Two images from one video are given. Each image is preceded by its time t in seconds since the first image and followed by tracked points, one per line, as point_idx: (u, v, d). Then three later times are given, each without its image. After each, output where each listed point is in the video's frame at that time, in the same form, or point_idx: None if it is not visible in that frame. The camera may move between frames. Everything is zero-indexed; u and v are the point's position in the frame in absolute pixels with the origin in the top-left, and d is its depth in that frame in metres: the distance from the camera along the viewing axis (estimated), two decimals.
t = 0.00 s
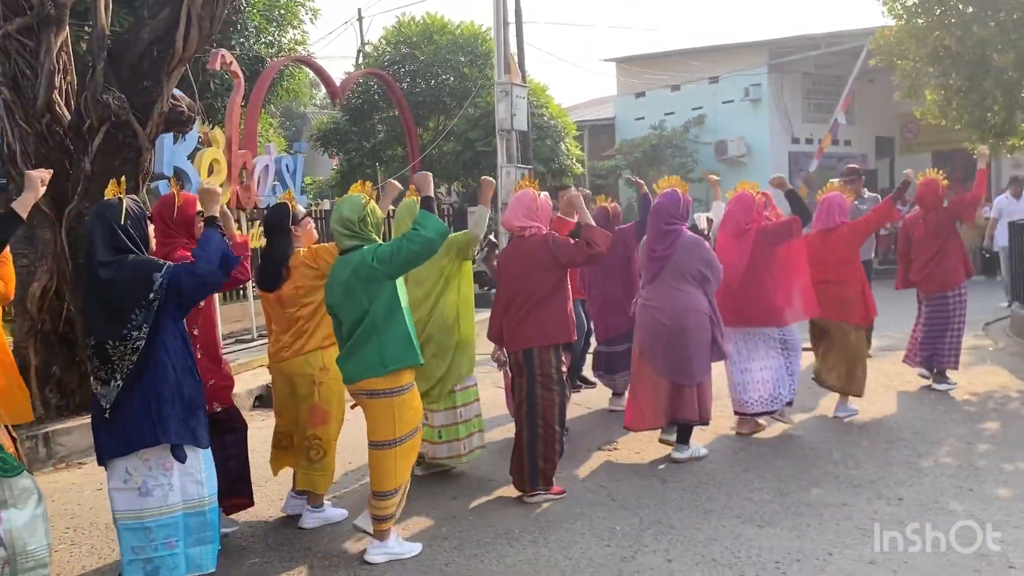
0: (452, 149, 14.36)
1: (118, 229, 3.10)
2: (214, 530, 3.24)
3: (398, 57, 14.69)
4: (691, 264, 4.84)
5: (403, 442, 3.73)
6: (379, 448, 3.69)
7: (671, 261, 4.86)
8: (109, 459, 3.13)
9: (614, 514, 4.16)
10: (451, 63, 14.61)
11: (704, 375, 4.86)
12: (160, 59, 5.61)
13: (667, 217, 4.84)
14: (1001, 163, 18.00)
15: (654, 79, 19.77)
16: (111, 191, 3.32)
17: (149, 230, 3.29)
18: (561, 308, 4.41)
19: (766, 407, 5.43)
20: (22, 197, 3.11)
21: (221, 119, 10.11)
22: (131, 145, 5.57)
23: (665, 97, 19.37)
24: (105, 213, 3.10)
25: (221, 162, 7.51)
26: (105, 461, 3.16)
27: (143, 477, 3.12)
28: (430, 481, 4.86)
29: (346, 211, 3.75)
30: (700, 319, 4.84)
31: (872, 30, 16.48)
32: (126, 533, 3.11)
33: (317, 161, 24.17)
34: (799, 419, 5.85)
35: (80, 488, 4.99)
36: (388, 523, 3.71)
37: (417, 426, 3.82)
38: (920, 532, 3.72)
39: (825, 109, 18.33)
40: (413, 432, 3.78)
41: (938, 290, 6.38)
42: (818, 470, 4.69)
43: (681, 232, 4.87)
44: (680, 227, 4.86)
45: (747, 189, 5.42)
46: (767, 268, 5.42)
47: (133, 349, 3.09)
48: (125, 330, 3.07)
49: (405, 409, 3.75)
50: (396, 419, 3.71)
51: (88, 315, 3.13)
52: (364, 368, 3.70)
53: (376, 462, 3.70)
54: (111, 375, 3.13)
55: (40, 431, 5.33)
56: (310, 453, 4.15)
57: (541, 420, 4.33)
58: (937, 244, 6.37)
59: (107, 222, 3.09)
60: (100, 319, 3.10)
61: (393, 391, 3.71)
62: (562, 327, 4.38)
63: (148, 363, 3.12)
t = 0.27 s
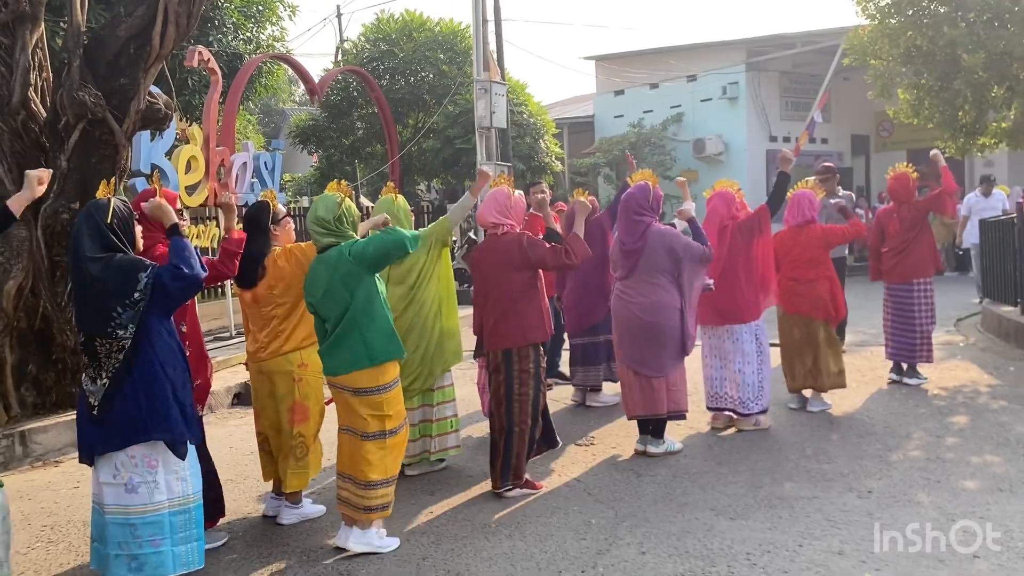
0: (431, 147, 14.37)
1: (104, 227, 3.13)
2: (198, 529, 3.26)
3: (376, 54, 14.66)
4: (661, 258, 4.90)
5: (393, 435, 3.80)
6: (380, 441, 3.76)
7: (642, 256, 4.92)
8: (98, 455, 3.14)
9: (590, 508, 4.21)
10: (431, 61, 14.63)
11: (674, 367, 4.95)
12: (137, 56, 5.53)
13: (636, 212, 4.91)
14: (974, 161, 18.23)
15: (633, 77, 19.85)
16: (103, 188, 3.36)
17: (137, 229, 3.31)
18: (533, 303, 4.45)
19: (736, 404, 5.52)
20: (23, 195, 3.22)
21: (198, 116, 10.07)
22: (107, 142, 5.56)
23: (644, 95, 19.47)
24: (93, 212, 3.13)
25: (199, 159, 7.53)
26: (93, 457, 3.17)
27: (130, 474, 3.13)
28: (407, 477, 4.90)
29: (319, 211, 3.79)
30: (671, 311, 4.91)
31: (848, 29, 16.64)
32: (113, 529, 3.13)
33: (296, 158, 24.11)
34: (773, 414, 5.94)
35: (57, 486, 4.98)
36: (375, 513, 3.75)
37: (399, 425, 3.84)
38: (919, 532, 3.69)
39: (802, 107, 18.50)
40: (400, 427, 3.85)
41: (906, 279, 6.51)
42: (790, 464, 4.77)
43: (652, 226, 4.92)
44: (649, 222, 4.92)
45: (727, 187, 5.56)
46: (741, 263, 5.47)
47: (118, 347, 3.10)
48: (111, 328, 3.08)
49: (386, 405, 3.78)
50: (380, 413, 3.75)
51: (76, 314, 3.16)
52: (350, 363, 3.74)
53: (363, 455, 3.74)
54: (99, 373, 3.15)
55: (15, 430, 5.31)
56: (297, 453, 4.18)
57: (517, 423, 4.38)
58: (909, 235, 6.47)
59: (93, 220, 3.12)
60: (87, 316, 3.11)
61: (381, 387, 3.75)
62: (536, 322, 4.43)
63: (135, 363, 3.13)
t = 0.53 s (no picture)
0: (415, 143, 14.35)
1: (97, 220, 3.15)
2: (200, 515, 3.26)
3: (359, 50, 14.62)
4: (641, 256, 4.94)
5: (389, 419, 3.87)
6: (386, 421, 3.88)
7: (623, 253, 4.97)
8: (98, 444, 3.14)
9: (575, 501, 4.25)
10: (414, 57, 14.62)
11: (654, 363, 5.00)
12: (119, 51, 5.50)
13: (619, 210, 4.95)
14: (953, 157, 18.43)
15: (616, 73, 19.89)
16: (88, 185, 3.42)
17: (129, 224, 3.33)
18: (514, 298, 4.50)
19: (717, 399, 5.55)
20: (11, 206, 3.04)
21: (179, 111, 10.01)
22: (89, 138, 5.52)
23: (627, 91, 19.51)
24: (86, 203, 3.13)
25: (181, 155, 7.52)
26: (92, 448, 3.16)
27: (132, 463, 3.14)
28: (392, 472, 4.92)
29: (314, 205, 3.79)
30: (652, 309, 4.95)
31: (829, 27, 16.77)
32: (117, 515, 3.13)
33: (280, 153, 24.02)
34: (755, 408, 6.00)
35: (40, 483, 4.96)
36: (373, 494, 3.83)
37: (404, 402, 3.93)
38: (919, 534, 3.62)
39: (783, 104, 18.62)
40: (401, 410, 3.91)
41: (881, 279, 6.59)
42: (772, 456, 4.83)
43: (633, 224, 4.96)
44: (631, 219, 4.96)
45: (715, 182, 5.50)
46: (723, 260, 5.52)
47: (109, 337, 3.11)
48: (102, 318, 3.09)
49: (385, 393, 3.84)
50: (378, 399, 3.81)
51: (67, 306, 3.16)
52: (331, 355, 3.79)
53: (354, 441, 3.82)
54: (90, 365, 3.14)
55: None
56: (289, 445, 4.16)
57: (521, 411, 4.46)
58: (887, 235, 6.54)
59: (87, 212, 3.12)
60: (78, 309, 3.12)
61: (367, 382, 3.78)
62: (514, 320, 4.48)
63: (127, 351, 3.14)
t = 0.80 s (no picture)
0: (401, 139, 14.35)
1: (100, 215, 3.15)
2: (199, 514, 3.29)
3: (345, 46, 14.60)
4: (634, 248, 4.98)
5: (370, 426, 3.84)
6: (347, 427, 3.80)
7: (615, 245, 5.01)
8: (103, 442, 3.16)
9: (565, 495, 4.29)
10: (400, 53, 14.62)
11: (645, 355, 5.02)
12: (107, 47, 5.48)
13: (612, 203, 4.98)
14: (936, 154, 18.60)
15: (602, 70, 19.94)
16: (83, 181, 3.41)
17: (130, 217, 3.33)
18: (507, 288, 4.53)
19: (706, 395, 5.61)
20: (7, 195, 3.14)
21: (165, 106, 9.98)
22: (77, 134, 5.50)
23: (613, 88, 19.56)
24: (87, 200, 3.13)
25: (168, 150, 7.59)
26: (97, 445, 3.18)
27: (136, 462, 3.13)
28: (384, 467, 4.95)
29: (307, 202, 3.81)
30: (643, 301, 4.99)
31: (813, 24, 16.86)
32: (124, 515, 3.15)
33: (265, 149, 23.96)
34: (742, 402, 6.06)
35: (30, 480, 4.96)
36: (354, 502, 3.82)
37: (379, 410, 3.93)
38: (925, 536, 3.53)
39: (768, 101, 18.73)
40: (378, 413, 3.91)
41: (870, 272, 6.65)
42: (759, 450, 4.89)
43: (625, 217, 5.00)
44: (623, 212, 5.00)
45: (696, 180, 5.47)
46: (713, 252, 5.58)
47: (121, 329, 3.11)
48: (114, 312, 3.09)
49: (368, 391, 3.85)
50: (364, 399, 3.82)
51: (76, 301, 3.15)
52: (329, 346, 3.80)
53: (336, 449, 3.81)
54: (102, 358, 3.14)
55: None
56: (271, 446, 4.15)
57: (494, 411, 4.45)
58: (874, 227, 6.59)
59: (88, 207, 3.13)
60: (87, 302, 3.11)
61: (359, 372, 3.82)
62: (511, 308, 4.54)
63: (138, 343, 3.14)
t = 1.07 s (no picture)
0: (392, 135, 14.35)
1: (112, 209, 3.18)
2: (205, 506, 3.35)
3: (335, 42, 14.60)
4: (629, 246, 5.04)
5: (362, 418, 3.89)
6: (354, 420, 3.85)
7: (611, 243, 5.07)
8: (110, 436, 3.19)
9: (557, 487, 4.35)
10: (391, 49, 14.62)
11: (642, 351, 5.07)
12: (99, 43, 5.48)
13: (606, 200, 5.06)
14: (923, 150, 18.72)
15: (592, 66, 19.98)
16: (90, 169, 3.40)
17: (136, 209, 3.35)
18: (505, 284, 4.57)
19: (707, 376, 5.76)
20: None
21: (155, 102, 9.97)
22: (69, 130, 5.51)
23: (603, 84, 19.60)
24: (99, 193, 3.14)
25: (159, 147, 7.47)
26: (102, 439, 3.22)
27: (142, 454, 3.19)
28: (378, 460, 4.99)
29: (302, 203, 3.83)
30: (637, 296, 5.04)
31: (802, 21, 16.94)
32: (125, 510, 3.18)
33: (255, 145, 23.92)
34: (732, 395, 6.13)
35: (24, 475, 4.97)
36: (346, 496, 3.84)
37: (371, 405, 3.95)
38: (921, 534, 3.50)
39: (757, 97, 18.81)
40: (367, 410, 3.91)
41: (860, 273, 6.70)
42: (749, 442, 4.95)
43: (620, 215, 5.07)
44: (618, 210, 5.07)
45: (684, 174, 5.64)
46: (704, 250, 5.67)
47: (131, 332, 3.17)
48: (126, 314, 3.15)
49: (359, 387, 3.89)
50: (352, 398, 3.85)
51: (84, 296, 3.20)
52: (323, 344, 3.84)
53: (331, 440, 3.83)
54: (108, 358, 3.20)
55: None
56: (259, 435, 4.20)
57: (479, 404, 4.49)
58: (861, 227, 6.66)
59: (100, 201, 3.14)
60: (98, 301, 3.17)
61: (348, 367, 3.86)
62: (504, 301, 4.54)
63: (147, 346, 3.21)
